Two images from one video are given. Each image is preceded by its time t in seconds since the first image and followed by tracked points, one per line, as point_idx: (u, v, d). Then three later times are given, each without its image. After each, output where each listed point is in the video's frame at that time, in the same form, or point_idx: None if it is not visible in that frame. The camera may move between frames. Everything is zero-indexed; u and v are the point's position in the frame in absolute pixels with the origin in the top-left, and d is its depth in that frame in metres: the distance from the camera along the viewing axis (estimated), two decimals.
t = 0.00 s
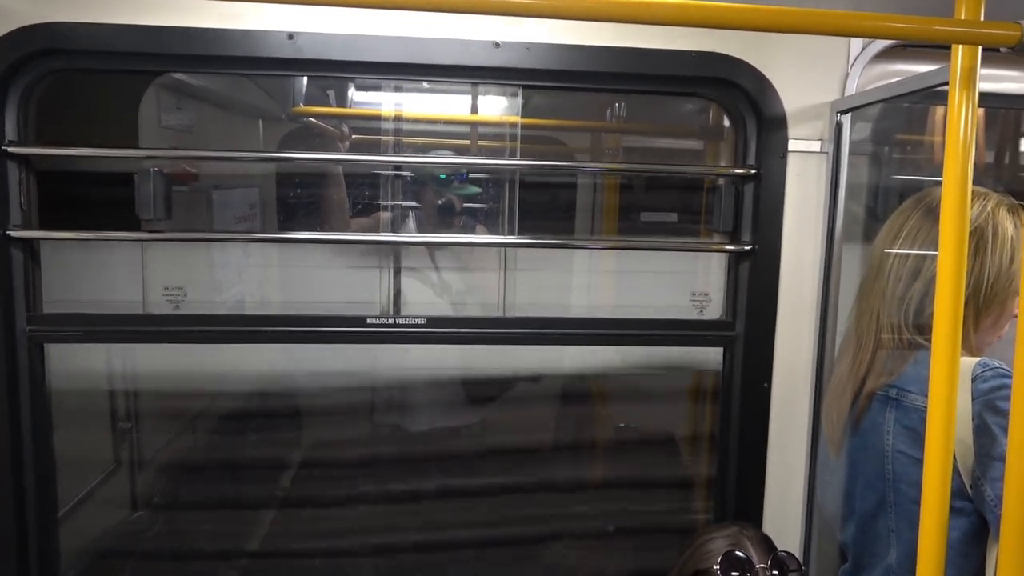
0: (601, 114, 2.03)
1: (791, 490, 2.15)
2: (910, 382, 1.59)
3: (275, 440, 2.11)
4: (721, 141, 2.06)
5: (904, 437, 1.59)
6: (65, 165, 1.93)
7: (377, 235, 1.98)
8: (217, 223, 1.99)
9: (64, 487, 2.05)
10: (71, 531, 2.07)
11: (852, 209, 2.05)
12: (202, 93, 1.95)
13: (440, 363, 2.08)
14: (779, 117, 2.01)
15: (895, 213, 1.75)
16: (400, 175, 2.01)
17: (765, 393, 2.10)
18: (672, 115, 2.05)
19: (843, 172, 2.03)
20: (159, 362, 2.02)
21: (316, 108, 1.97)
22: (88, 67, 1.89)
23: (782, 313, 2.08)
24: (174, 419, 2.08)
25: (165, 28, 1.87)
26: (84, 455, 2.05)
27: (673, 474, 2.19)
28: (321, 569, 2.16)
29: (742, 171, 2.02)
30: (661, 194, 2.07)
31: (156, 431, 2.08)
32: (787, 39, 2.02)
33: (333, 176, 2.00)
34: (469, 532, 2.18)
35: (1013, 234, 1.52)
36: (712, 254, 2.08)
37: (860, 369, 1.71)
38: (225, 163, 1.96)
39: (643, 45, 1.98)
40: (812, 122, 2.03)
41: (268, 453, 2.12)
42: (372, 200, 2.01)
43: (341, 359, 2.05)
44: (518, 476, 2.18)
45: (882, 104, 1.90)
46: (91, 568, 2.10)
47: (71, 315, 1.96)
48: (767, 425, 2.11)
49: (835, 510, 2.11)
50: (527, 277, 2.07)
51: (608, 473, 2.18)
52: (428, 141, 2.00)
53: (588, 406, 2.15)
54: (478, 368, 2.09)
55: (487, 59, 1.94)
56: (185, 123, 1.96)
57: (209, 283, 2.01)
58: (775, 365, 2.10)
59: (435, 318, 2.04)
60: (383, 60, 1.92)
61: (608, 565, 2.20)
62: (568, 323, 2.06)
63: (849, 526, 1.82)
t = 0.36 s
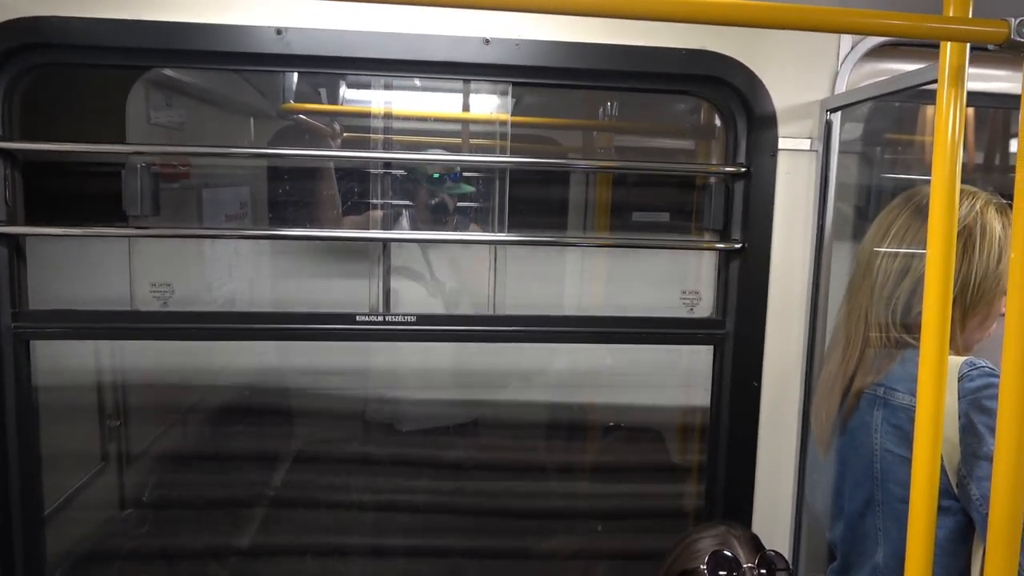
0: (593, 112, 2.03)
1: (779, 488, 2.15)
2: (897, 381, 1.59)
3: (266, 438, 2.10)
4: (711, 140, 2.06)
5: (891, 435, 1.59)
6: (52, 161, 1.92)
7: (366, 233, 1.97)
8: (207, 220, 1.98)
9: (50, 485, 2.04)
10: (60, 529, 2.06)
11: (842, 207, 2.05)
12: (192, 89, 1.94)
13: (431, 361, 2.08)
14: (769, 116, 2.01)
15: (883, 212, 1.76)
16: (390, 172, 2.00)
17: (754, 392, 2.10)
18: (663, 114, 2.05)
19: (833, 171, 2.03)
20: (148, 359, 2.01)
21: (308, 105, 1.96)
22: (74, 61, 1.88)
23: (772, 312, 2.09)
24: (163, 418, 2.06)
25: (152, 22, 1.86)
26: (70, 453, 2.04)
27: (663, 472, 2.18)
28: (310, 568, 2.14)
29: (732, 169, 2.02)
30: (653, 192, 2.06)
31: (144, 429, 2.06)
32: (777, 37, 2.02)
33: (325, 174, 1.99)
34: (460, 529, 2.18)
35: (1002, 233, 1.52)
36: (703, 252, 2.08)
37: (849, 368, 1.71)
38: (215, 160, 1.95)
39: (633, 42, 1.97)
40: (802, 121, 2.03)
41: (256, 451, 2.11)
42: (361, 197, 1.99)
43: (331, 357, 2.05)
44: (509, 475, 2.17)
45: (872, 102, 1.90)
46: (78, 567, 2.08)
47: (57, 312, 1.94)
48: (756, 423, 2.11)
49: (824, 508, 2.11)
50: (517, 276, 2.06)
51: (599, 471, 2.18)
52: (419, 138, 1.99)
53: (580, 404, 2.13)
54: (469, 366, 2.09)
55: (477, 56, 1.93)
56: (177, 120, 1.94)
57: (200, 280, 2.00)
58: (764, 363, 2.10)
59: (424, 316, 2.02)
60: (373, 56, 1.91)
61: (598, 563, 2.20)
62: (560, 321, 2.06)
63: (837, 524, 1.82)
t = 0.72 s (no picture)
0: (575, 112, 2.00)
1: (761, 490, 2.14)
2: (883, 385, 1.58)
3: (243, 442, 2.06)
4: (694, 142, 2.04)
5: (878, 439, 1.57)
6: (20, 159, 1.86)
7: (342, 236, 1.94)
8: (182, 221, 1.93)
9: (20, 491, 2.00)
10: (29, 536, 2.01)
11: (824, 209, 2.04)
12: (166, 86, 1.89)
13: (411, 364, 2.04)
14: (752, 117, 2.00)
15: (871, 215, 1.73)
16: (367, 172, 1.96)
17: (736, 396, 2.08)
18: (646, 115, 2.03)
19: (814, 173, 2.02)
20: (119, 363, 1.96)
21: (285, 104, 1.91)
22: (43, 57, 1.83)
23: (754, 315, 2.08)
24: (135, 423, 2.01)
25: (124, 18, 1.82)
26: (40, 459, 1.99)
27: (646, 475, 2.17)
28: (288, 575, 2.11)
29: (715, 171, 2.01)
30: (636, 194, 2.04)
31: (115, 436, 2.01)
32: (760, 37, 2.01)
33: (303, 173, 1.95)
34: (440, 535, 2.14)
35: (992, 238, 1.51)
36: (685, 255, 2.06)
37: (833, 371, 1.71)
38: (192, 158, 1.91)
39: (614, 42, 1.95)
40: (784, 123, 2.03)
41: (232, 457, 2.06)
42: (338, 198, 1.96)
43: (309, 360, 2.01)
44: (490, 479, 2.14)
45: (855, 105, 1.89)
46: None
47: (24, 315, 1.89)
48: (738, 426, 2.10)
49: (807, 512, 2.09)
50: (498, 277, 2.03)
51: (581, 475, 2.16)
52: (398, 138, 1.95)
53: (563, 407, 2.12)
54: (449, 369, 2.06)
55: (457, 54, 1.90)
56: (151, 117, 1.89)
57: (174, 282, 1.95)
58: (747, 366, 2.09)
59: (402, 319, 1.99)
60: (350, 54, 1.88)
61: (580, 568, 2.17)
62: (542, 324, 2.03)
63: (821, 527, 1.81)
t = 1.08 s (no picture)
0: (557, 114, 2.00)
1: (744, 492, 2.14)
2: (863, 387, 1.57)
3: (222, 450, 2.03)
4: (676, 144, 2.04)
5: (857, 440, 1.58)
6: None
7: (321, 239, 1.91)
8: (160, 225, 1.90)
9: None
10: (2, 548, 1.97)
11: (804, 211, 2.05)
12: (142, 89, 1.86)
13: (393, 369, 2.02)
14: (733, 119, 2.00)
15: (846, 216, 1.76)
16: (346, 175, 1.94)
17: (719, 398, 2.08)
18: (628, 118, 2.02)
19: (796, 175, 2.01)
20: (94, 370, 1.92)
21: (263, 106, 1.89)
22: (13, 58, 1.79)
23: (736, 317, 2.07)
24: (111, 431, 1.98)
25: (97, 18, 1.79)
26: (13, 469, 1.95)
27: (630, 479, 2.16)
28: None
29: (696, 173, 2.00)
30: (617, 196, 2.04)
31: (92, 444, 1.97)
32: (739, 39, 2.01)
33: (283, 177, 1.93)
34: (423, 541, 2.13)
35: (964, 236, 1.51)
36: (666, 257, 2.06)
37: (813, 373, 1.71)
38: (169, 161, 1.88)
39: (595, 44, 1.95)
40: (764, 125, 2.03)
41: (212, 465, 2.03)
42: (317, 202, 1.94)
43: (288, 365, 1.98)
44: (474, 485, 2.12)
45: (835, 107, 1.89)
46: None
47: None
48: (719, 429, 2.10)
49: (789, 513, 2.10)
50: (480, 280, 2.02)
51: (565, 479, 2.15)
52: (378, 140, 1.93)
53: (546, 412, 2.10)
54: (431, 374, 2.04)
55: (437, 56, 1.89)
56: (127, 120, 1.87)
57: (152, 287, 1.92)
58: (729, 369, 2.09)
59: (383, 324, 1.97)
60: (329, 56, 1.85)
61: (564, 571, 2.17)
62: (525, 328, 2.02)
63: (803, 529, 1.82)
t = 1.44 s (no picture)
0: (548, 113, 2.01)
1: (731, 488, 2.16)
2: (847, 385, 1.58)
3: (214, 448, 2.04)
4: (664, 143, 2.05)
5: (842, 438, 1.60)
6: None
7: (312, 237, 1.92)
8: (151, 223, 1.91)
9: None
10: None
11: (790, 211, 2.07)
12: (132, 88, 1.87)
13: (383, 367, 2.03)
14: (720, 119, 2.02)
15: (831, 215, 1.77)
16: (337, 174, 1.95)
17: (706, 395, 2.10)
18: (618, 117, 2.04)
19: (782, 174, 2.04)
20: (84, 369, 1.92)
21: (254, 105, 1.90)
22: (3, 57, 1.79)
23: (723, 315, 2.09)
24: (102, 429, 1.98)
25: (88, 18, 1.79)
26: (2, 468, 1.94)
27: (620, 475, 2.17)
28: None
29: (684, 172, 2.02)
30: (608, 195, 2.05)
31: (83, 443, 1.97)
32: (726, 40, 2.03)
33: (274, 176, 1.93)
34: (414, 539, 2.14)
35: (947, 237, 1.54)
36: (655, 256, 2.08)
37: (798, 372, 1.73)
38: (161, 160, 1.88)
39: (583, 44, 1.96)
40: (751, 126, 2.05)
41: (205, 462, 2.04)
42: (306, 201, 1.95)
43: (279, 363, 1.99)
44: (465, 481, 2.14)
45: (820, 107, 1.91)
46: None
47: None
48: (707, 426, 2.12)
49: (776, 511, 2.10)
50: (470, 279, 2.03)
51: (555, 476, 2.17)
52: (368, 139, 1.94)
53: (536, 409, 2.11)
54: (422, 371, 2.05)
55: (427, 56, 1.90)
56: (117, 119, 1.87)
57: (143, 286, 1.92)
58: (716, 366, 2.11)
59: (373, 322, 1.98)
60: (320, 56, 1.86)
61: (554, 568, 2.18)
62: (514, 326, 2.04)
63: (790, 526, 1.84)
